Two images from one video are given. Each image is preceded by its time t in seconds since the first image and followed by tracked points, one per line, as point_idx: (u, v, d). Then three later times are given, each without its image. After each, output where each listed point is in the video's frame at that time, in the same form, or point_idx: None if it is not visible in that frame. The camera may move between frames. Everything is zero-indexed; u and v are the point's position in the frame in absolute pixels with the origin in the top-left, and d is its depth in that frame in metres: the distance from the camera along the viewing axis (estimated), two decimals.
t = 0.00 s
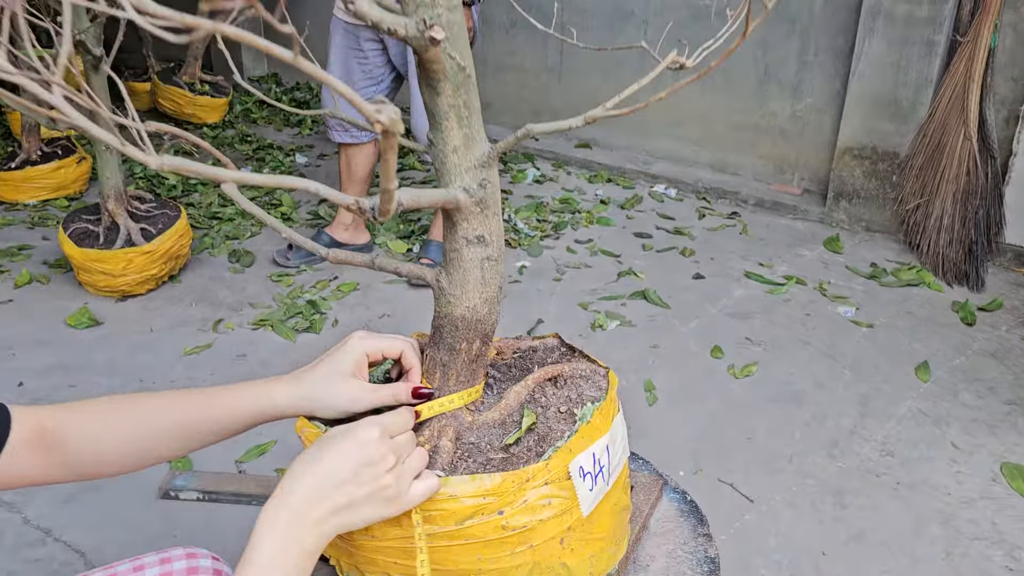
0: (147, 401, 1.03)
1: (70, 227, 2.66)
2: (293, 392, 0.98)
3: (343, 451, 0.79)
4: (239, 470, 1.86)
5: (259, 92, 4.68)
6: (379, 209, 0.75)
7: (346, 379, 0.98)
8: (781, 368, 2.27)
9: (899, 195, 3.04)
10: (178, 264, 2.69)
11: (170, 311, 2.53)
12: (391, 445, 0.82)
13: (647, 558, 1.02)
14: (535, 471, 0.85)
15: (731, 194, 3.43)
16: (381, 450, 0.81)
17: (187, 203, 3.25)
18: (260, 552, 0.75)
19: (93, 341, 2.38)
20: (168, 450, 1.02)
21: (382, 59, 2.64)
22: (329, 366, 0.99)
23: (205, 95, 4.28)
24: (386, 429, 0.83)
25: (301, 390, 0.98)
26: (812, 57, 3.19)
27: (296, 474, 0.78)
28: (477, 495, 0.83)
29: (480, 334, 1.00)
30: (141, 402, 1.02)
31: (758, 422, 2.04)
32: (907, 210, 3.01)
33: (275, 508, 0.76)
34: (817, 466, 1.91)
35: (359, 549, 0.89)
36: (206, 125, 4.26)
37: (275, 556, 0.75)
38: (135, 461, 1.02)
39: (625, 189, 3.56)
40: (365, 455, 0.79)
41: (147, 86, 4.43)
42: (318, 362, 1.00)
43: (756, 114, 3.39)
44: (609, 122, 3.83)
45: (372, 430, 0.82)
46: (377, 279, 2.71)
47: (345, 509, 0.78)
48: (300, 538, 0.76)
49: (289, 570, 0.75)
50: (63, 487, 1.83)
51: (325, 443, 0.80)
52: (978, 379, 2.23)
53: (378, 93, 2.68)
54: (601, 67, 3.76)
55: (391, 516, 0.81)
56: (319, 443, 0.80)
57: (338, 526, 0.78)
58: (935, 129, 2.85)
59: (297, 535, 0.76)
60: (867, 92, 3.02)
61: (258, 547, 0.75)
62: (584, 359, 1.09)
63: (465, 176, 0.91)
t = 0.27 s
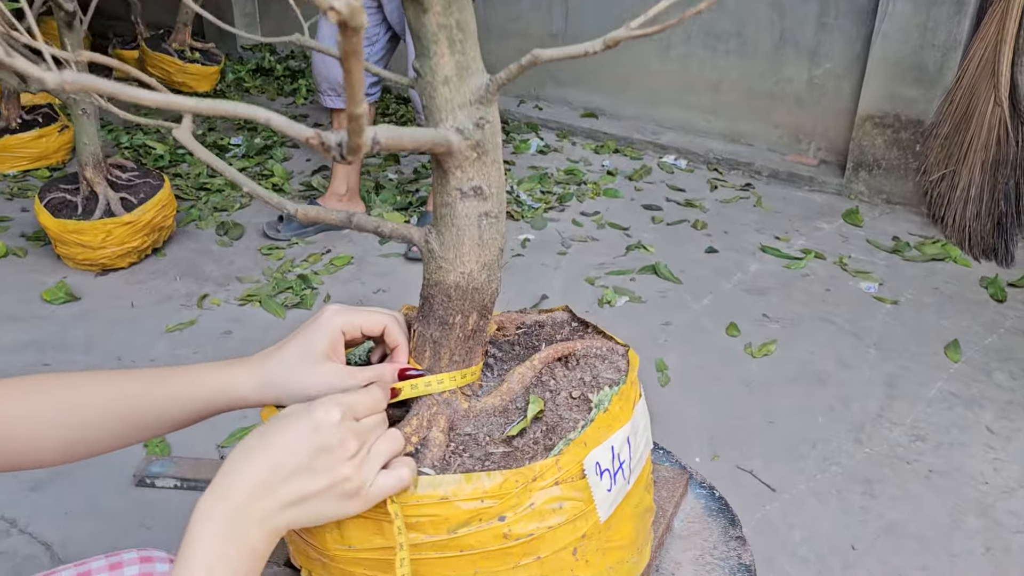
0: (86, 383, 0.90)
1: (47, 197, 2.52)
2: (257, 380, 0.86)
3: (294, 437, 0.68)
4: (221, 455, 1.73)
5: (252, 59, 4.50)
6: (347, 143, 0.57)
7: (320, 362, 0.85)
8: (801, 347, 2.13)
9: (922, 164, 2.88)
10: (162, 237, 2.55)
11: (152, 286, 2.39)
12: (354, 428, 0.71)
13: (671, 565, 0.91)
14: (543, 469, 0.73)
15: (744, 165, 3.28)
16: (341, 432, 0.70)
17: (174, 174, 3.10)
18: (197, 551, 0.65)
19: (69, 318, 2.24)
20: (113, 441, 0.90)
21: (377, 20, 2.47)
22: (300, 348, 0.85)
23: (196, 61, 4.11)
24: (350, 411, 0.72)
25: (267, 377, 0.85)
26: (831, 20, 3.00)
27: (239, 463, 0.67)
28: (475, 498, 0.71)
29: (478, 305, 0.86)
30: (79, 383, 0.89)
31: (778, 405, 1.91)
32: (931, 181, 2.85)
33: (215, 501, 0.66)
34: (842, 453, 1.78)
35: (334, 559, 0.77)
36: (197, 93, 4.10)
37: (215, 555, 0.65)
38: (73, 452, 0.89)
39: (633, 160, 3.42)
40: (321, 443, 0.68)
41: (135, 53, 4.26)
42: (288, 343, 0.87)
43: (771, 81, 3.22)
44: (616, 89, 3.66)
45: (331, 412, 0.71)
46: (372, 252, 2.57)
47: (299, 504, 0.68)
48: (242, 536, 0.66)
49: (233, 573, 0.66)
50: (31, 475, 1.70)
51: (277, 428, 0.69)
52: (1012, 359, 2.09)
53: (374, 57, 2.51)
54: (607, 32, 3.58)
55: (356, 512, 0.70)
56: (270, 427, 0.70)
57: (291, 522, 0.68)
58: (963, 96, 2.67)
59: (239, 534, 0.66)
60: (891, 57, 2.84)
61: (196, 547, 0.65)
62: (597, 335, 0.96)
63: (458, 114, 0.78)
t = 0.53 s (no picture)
0: (61, 372, 0.81)
1: (36, 175, 2.43)
2: (241, 373, 0.78)
3: (257, 420, 0.61)
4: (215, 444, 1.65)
5: (251, 34, 4.39)
6: (338, 94, 0.49)
7: (308, 353, 0.77)
8: (821, 331, 2.04)
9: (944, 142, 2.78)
10: (156, 215, 2.46)
11: (146, 267, 2.31)
12: (326, 408, 0.64)
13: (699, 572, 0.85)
14: (564, 472, 0.65)
15: (758, 142, 3.17)
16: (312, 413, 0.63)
17: (170, 151, 3.01)
18: (162, 552, 0.59)
19: (60, 299, 2.16)
20: (90, 437, 0.82)
21: None
22: (287, 336, 0.78)
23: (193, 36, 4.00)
24: (324, 392, 0.66)
25: (251, 369, 0.78)
26: None
27: (201, 455, 0.61)
28: (487, 504, 0.63)
29: (489, 283, 0.78)
30: (53, 373, 0.81)
31: (799, 392, 1.82)
32: (954, 159, 2.74)
33: (176, 496, 0.60)
34: (866, 443, 1.70)
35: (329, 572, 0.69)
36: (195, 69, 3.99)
37: (181, 556, 0.59)
38: (45, 448, 0.81)
39: (643, 137, 3.32)
40: (287, 424, 0.62)
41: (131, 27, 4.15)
42: (274, 330, 0.79)
43: (787, 55, 3.10)
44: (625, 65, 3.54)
45: (298, 392, 0.64)
46: (374, 232, 2.48)
47: (270, 494, 0.61)
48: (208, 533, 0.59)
49: None
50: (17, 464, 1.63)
51: (240, 413, 0.63)
52: None
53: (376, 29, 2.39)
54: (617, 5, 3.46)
55: (338, 502, 0.63)
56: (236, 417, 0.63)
57: (264, 516, 0.61)
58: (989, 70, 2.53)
59: (206, 531, 0.60)
60: (913, 29, 2.72)
61: (162, 551, 0.59)
62: (620, 319, 0.88)
63: (467, 66, 0.70)
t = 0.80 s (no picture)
0: (58, 361, 0.79)
1: (37, 159, 2.41)
2: (243, 363, 0.76)
3: (258, 414, 0.59)
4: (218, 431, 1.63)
5: (254, 17, 4.35)
6: (342, 73, 0.47)
7: (311, 344, 0.75)
8: (831, 319, 2.02)
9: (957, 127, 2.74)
10: (158, 200, 2.44)
11: (149, 252, 2.29)
12: (328, 401, 0.62)
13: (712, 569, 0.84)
14: (575, 467, 0.63)
15: (767, 127, 3.13)
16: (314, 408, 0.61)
17: (172, 135, 2.99)
18: (160, 550, 0.57)
19: (62, 284, 2.15)
20: (87, 429, 0.80)
21: None
22: (288, 325, 0.76)
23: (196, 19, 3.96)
24: (327, 384, 0.63)
25: (253, 359, 0.75)
26: None
27: (199, 451, 0.59)
28: (496, 500, 0.61)
29: (497, 275, 0.75)
30: (49, 363, 0.79)
31: (809, 381, 1.80)
32: (966, 144, 2.68)
33: (174, 492, 0.58)
34: (877, 433, 1.67)
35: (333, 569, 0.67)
36: (198, 52, 3.96)
37: (180, 554, 0.57)
38: (41, 439, 0.79)
39: (650, 122, 3.28)
40: (288, 418, 0.60)
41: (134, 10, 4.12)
42: (276, 320, 0.77)
43: (798, 39, 3.06)
44: (633, 49, 3.50)
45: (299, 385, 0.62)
46: (378, 217, 2.45)
47: (270, 490, 0.59)
48: (206, 529, 0.57)
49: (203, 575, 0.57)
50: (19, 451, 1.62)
51: (240, 407, 0.61)
52: None
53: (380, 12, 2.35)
54: None
55: (341, 498, 0.61)
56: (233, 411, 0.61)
57: (265, 512, 0.59)
58: (1003, 54, 2.47)
59: (205, 528, 0.58)
60: (926, 12, 2.67)
61: (161, 551, 0.57)
62: (629, 308, 0.86)
63: (476, 46, 0.67)
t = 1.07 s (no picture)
0: (70, 357, 0.79)
1: (46, 149, 2.41)
2: (257, 359, 0.77)
3: (276, 413, 0.60)
4: (227, 421, 1.64)
5: (261, 6, 4.34)
6: (360, 76, 0.46)
7: (325, 341, 0.75)
8: (839, 312, 2.01)
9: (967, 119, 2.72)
10: (166, 190, 2.44)
11: (157, 242, 2.29)
12: (345, 402, 0.63)
13: (722, 565, 0.84)
14: (588, 466, 0.63)
15: (776, 118, 3.12)
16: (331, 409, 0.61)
17: (180, 125, 2.99)
18: (178, 546, 0.58)
19: (71, 274, 2.15)
20: (96, 426, 0.80)
21: None
22: (302, 322, 0.76)
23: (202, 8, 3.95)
24: (343, 385, 0.64)
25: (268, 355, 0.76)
26: None
27: (217, 449, 0.59)
28: (509, 498, 0.61)
29: (509, 273, 0.75)
30: (61, 360, 0.79)
31: (817, 374, 1.80)
32: (976, 136, 2.68)
33: (192, 489, 0.59)
34: (885, 426, 1.67)
35: (345, 565, 0.67)
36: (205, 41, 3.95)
37: (198, 551, 0.58)
38: (50, 435, 0.79)
39: (658, 112, 3.28)
40: (305, 418, 0.60)
41: None
42: (290, 316, 0.77)
43: (807, 29, 3.03)
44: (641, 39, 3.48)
45: (317, 386, 0.62)
46: (386, 208, 2.45)
47: (286, 490, 0.59)
48: (223, 526, 0.58)
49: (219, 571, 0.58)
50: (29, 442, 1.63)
51: (257, 405, 0.61)
52: None
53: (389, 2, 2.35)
54: None
55: (357, 497, 0.61)
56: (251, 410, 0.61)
57: (281, 511, 0.59)
58: (1015, 47, 2.42)
59: (221, 525, 0.58)
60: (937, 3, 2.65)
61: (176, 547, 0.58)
62: (641, 306, 0.86)
63: (491, 45, 0.67)
